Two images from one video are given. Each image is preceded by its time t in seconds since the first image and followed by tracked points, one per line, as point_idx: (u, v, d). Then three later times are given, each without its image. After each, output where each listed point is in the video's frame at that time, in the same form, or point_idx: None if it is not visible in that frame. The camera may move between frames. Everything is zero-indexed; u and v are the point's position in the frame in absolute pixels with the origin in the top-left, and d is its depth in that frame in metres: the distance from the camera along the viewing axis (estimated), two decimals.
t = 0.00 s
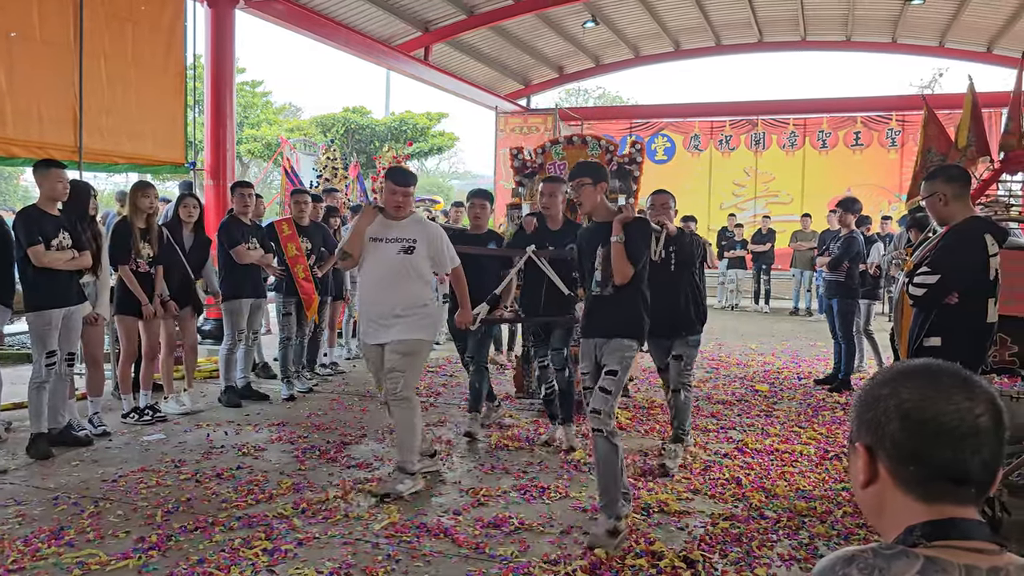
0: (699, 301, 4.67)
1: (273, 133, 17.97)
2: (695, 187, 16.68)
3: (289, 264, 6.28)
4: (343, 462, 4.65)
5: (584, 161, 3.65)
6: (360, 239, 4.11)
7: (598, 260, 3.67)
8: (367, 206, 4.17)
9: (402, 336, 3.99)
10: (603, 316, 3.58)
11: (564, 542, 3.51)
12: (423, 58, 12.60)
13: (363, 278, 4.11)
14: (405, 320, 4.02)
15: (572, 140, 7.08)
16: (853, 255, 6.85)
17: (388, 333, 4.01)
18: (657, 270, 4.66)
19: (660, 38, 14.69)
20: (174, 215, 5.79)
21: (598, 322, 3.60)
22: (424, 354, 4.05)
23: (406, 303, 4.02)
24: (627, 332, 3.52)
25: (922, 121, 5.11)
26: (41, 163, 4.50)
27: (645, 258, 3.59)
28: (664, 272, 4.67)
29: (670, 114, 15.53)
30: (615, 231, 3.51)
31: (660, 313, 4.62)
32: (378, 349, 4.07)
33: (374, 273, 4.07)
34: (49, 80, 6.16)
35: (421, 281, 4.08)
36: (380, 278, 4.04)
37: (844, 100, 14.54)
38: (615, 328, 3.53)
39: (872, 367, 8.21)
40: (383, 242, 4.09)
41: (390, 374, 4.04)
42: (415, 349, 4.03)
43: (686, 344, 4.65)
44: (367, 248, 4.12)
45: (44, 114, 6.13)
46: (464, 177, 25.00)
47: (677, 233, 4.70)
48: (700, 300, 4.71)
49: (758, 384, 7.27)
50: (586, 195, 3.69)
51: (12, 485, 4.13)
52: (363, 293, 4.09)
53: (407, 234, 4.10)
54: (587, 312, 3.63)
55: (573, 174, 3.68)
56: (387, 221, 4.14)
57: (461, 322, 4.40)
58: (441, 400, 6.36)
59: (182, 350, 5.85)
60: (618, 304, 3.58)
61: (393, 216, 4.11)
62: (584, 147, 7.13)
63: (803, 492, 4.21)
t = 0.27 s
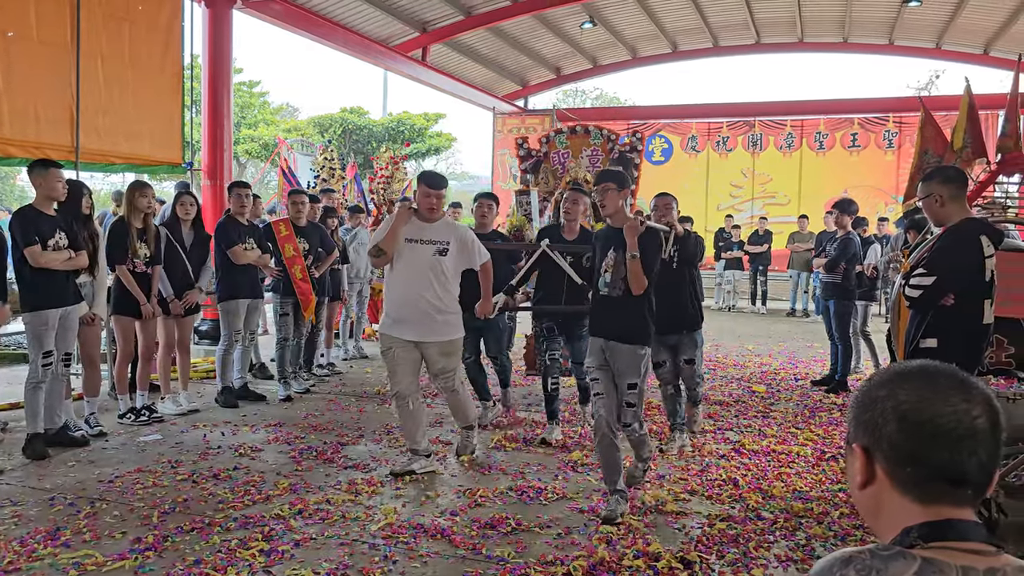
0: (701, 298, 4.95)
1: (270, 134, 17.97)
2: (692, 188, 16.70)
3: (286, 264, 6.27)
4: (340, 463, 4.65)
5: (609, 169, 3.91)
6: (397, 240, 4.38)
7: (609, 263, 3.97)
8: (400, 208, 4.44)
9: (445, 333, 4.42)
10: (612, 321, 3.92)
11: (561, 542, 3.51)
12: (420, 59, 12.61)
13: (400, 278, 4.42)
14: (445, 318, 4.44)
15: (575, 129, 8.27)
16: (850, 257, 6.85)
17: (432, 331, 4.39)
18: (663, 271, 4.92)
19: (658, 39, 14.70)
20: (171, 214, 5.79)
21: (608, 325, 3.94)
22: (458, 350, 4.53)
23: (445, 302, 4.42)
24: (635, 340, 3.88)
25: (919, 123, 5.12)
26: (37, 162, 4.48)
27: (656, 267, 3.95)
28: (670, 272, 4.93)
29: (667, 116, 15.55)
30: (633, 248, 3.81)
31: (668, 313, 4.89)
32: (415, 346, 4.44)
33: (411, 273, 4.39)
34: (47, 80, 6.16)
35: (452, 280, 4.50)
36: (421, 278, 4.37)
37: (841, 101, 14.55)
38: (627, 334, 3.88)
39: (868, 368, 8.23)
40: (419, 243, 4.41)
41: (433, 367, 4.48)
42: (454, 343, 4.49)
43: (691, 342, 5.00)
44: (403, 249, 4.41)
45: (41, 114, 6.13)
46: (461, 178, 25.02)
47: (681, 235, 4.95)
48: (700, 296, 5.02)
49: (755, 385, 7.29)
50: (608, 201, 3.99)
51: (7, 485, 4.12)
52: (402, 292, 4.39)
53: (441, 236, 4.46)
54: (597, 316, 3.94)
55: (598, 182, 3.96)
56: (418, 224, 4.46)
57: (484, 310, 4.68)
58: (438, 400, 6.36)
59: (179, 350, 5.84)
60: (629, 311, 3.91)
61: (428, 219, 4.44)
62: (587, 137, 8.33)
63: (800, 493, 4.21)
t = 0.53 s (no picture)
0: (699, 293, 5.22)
1: (270, 133, 17.97)
2: (692, 188, 16.70)
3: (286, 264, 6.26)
4: (340, 462, 4.65)
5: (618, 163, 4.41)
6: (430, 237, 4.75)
7: (620, 249, 4.45)
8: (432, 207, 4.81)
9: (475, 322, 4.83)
10: (624, 300, 4.39)
11: (560, 543, 3.50)
12: (421, 59, 12.60)
13: (434, 272, 4.78)
14: (473, 308, 4.85)
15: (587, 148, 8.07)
16: (849, 258, 6.85)
17: (464, 319, 4.79)
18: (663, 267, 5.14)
19: (658, 39, 14.69)
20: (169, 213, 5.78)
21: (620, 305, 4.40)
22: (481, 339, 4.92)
23: (474, 294, 4.83)
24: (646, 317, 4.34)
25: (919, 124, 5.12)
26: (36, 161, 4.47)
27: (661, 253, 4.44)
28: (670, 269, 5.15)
29: (667, 116, 15.55)
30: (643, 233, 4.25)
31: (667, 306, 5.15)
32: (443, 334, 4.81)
33: (442, 267, 4.77)
34: (47, 78, 6.16)
35: (477, 274, 4.92)
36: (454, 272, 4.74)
37: (841, 102, 14.55)
38: (636, 313, 4.36)
39: (868, 368, 8.23)
40: (449, 240, 4.79)
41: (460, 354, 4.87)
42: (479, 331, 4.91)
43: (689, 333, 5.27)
44: (435, 245, 4.78)
45: (41, 113, 6.12)
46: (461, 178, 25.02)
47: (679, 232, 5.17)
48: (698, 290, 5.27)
49: (755, 385, 7.29)
50: (618, 194, 4.51)
51: (7, 484, 4.12)
52: (436, 285, 4.74)
53: (468, 234, 4.84)
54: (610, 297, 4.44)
55: (608, 179, 4.50)
56: (448, 222, 4.84)
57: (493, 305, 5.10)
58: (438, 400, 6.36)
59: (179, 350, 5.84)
60: (639, 292, 4.38)
61: (458, 218, 4.82)
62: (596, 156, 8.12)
63: (800, 494, 4.21)
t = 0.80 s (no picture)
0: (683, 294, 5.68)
1: (271, 132, 17.98)
2: (693, 188, 16.70)
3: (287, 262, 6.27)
4: (341, 461, 4.66)
5: (619, 172, 4.59)
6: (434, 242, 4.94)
7: (617, 253, 4.66)
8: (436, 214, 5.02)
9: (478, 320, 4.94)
10: (622, 301, 4.62)
11: (560, 542, 3.50)
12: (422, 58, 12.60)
13: (438, 274, 4.96)
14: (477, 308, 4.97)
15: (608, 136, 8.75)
16: (850, 258, 6.85)
17: (467, 317, 4.91)
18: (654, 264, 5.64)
19: (659, 39, 14.69)
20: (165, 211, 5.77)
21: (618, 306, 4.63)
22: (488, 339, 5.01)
23: (477, 294, 4.96)
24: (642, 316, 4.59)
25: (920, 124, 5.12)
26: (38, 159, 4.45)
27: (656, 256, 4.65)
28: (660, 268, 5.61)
29: (668, 116, 15.56)
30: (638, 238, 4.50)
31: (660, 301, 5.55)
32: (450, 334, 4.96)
33: (447, 271, 4.94)
34: (48, 77, 6.15)
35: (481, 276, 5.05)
36: (456, 273, 4.91)
37: (843, 103, 14.55)
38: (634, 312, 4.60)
39: (869, 368, 8.23)
40: (453, 245, 4.97)
41: (463, 353, 4.98)
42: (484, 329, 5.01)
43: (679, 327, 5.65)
44: (440, 249, 4.97)
45: (43, 112, 6.12)
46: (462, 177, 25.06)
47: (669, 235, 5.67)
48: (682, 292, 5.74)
49: (755, 385, 7.29)
50: (616, 199, 4.65)
51: (7, 482, 4.13)
52: (442, 287, 4.92)
53: (471, 237, 5.01)
54: (609, 297, 4.65)
55: (607, 185, 4.64)
56: (451, 227, 5.02)
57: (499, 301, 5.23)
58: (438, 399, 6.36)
59: (179, 348, 5.84)
60: (636, 293, 4.61)
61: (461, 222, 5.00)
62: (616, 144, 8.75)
63: (800, 494, 4.21)
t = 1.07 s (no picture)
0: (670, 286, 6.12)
1: (273, 132, 17.99)
2: (695, 188, 16.70)
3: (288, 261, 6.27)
4: (342, 460, 4.66)
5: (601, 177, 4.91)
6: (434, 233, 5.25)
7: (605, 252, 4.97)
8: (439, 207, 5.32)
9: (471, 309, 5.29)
10: (610, 296, 4.91)
11: (561, 542, 3.50)
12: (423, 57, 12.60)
13: (437, 264, 5.29)
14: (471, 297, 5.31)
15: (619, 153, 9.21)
16: (851, 257, 6.85)
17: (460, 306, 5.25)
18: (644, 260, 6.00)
19: (661, 38, 14.68)
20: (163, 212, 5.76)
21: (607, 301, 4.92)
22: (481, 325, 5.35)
23: (472, 284, 5.29)
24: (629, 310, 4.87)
25: (922, 124, 5.13)
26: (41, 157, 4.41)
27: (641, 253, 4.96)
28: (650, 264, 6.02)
29: (669, 116, 15.56)
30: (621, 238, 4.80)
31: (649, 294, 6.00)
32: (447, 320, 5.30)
33: (445, 261, 5.26)
34: (50, 75, 6.16)
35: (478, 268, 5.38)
36: (454, 265, 5.23)
37: (844, 102, 14.54)
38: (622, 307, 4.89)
39: (870, 368, 8.22)
40: (452, 237, 5.28)
41: (458, 338, 5.32)
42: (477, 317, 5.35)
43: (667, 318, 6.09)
44: (440, 240, 5.28)
45: (45, 110, 6.13)
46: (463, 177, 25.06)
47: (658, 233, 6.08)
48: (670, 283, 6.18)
49: (757, 385, 7.29)
50: (600, 202, 5.00)
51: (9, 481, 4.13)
52: (440, 276, 5.24)
53: (470, 231, 5.31)
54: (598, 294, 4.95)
55: (591, 189, 5.00)
56: (452, 221, 5.33)
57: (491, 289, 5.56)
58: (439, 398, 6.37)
59: (180, 347, 5.85)
60: (623, 289, 4.91)
61: (462, 217, 5.31)
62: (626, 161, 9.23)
63: (801, 493, 4.21)
